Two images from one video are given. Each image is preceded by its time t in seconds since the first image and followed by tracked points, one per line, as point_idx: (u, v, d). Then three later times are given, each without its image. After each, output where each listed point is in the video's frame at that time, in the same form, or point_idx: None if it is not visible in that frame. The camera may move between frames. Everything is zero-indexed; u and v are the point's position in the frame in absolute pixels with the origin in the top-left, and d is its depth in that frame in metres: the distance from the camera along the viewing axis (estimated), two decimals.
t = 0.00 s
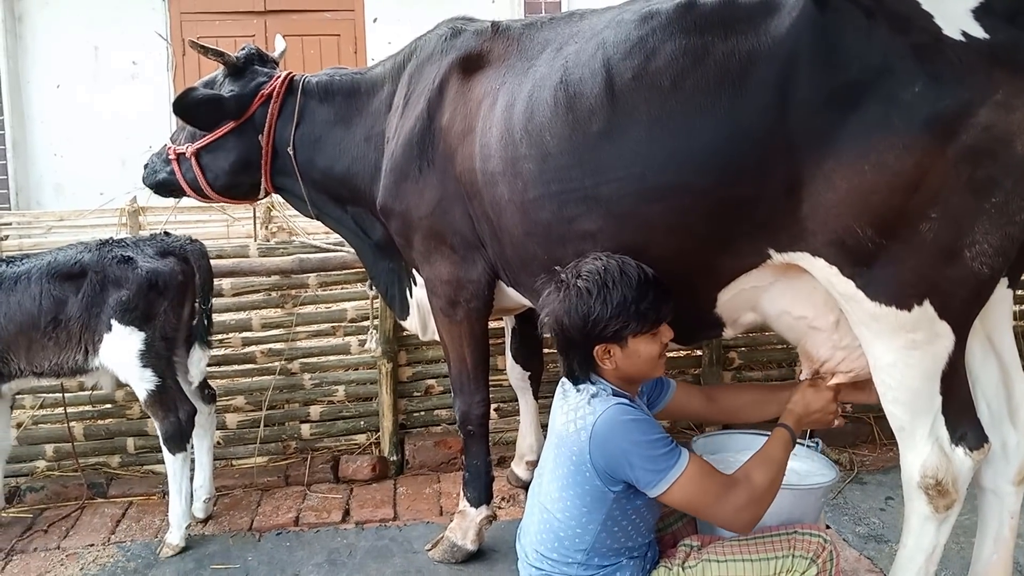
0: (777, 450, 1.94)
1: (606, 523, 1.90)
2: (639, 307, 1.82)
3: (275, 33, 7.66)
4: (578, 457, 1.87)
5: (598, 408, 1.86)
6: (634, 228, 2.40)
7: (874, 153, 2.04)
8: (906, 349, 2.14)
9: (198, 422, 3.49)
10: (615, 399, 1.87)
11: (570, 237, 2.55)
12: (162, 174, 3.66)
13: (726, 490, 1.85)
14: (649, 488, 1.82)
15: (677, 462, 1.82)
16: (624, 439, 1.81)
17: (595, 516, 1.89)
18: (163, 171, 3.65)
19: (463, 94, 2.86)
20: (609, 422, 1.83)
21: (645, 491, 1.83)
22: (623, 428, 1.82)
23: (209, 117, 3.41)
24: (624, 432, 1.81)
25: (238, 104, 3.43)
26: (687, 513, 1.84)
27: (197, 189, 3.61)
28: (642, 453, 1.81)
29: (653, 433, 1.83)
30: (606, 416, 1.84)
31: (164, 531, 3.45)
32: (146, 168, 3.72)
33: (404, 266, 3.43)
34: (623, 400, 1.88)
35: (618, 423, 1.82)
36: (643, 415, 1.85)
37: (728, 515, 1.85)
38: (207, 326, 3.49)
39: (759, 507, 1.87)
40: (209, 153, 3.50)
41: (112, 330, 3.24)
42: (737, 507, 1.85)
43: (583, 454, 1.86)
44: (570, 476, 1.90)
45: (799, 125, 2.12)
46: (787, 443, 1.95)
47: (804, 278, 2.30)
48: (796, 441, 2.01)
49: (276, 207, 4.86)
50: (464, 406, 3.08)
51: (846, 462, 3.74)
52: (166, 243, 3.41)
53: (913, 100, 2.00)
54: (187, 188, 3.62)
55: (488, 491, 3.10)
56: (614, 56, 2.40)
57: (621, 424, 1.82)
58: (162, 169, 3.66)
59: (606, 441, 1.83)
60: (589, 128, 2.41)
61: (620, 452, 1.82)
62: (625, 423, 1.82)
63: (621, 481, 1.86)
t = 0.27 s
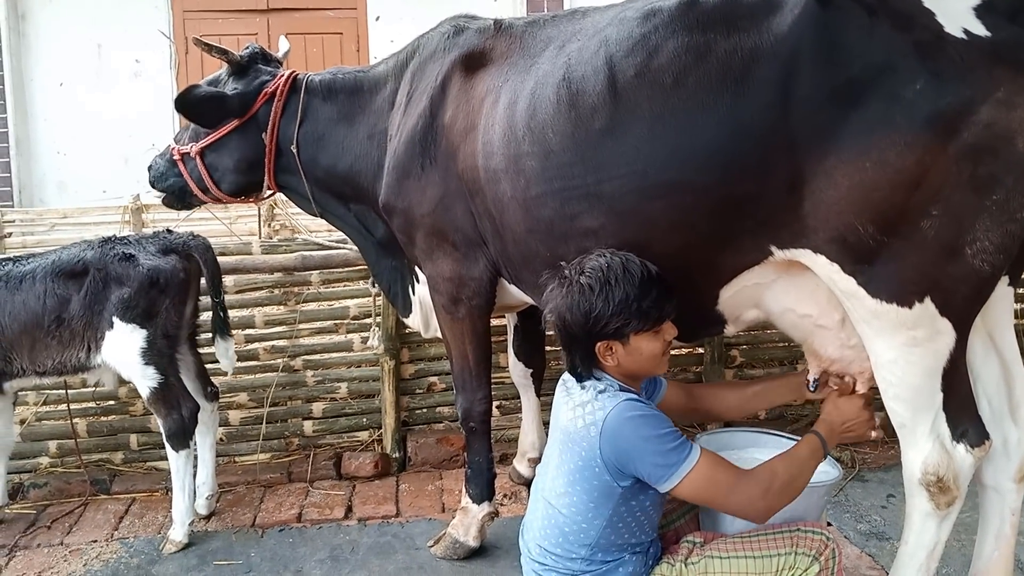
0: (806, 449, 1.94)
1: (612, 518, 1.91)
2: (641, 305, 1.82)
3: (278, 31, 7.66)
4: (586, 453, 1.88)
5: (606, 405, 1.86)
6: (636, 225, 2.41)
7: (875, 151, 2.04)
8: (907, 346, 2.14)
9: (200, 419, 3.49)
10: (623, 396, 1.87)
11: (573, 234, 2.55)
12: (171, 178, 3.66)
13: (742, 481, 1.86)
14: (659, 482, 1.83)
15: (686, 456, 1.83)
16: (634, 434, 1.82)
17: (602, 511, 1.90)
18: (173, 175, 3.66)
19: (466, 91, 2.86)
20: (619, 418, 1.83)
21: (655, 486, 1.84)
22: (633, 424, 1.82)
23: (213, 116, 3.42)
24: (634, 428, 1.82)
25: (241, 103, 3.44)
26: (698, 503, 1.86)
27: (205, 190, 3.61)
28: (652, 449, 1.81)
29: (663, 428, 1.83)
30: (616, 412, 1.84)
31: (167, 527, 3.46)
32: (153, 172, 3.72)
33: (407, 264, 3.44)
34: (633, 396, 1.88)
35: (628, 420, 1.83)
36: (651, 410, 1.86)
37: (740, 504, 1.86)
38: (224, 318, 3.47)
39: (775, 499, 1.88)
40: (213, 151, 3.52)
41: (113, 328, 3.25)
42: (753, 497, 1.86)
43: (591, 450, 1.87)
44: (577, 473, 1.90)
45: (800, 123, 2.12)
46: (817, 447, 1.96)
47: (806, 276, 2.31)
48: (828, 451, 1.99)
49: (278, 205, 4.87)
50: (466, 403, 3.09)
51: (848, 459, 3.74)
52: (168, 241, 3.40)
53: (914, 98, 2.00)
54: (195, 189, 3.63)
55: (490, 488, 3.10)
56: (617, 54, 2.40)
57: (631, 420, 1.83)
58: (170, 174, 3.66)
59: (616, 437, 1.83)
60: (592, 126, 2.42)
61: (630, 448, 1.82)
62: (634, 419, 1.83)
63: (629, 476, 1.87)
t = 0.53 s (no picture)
0: (810, 426, 1.96)
1: (619, 513, 1.91)
2: (635, 302, 1.82)
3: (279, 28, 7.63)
4: (594, 451, 1.87)
5: (614, 402, 1.86)
6: (636, 222, 2.41)
7: (876, 148, 2.04)
8: (907, 344, 2.14)
9: (199, 416, 3.49)
10: (631, 394, 1.87)
11: (574, 232, 2.55)
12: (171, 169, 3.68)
13: (753, 462, 1.87)
14: (669, 473, 1.84)
15: (696, 447, 1.84)
16: (643, 430, 1.82)
17: (609, 507, 1.90)
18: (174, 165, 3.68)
19: (468, 88, 2.86)
20: (627, 415, 1.83)
21: (665, 478, 1.85)
22: (642, 420, 1.82)
23: (213, 113, 3.42)
24: (643, 424, 1.82)
25: (241, 99, 3.44)
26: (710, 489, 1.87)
27: (202, 184, 3.62)
28: (662, 444, 1.82)
29: (672, 423, 1.84)
30: (624, 409, 1.84)
31: (168, 524, 3.47)
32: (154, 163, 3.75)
33: (408, 261, 3.44)
34: (638, 393, 1.88)
35: (637, 416, 1.83)
36: (657, 405, 1.86)
37: (752, 486, 1.86)
38: (211, 325, 3.53)
39: (786, 479, 1.89)
40: (213, 147, 3.52)
41: (111, 324, 3.25)
42: (765, 478, 1.87)
43: (599, 448, 1.86)
44: (584, 470, 1.89)
45: (801, 120, 2.12)
46: (821, 418, 2.00)
47: (806, 273, 2.31)
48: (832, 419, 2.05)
49: (280, 202, 4.87)
50: (467, 400, 3.09)
51: (848, 458, 3.74)
52: (166, 240, 3.42)
53: (915, 95, 2.00)
54: (192, 182, 3.63)
55: (491, 485, 3.11)
56: (618, 51, 2.40)
57: (640, 417, 1.82)
58: (171, 164, 3.70)
59: (625, 434, 1.83)
60: (593, 123, 2.42)
61: (640, 444, 1.82)
62: (643, 416, 1.82)
63: (637, 471, 1.87)
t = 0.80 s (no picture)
0: (783, 441, 1.96)
1: (615, 511, 1.92)
2: (632, 298, 1.83)
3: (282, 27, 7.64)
4: (587, 447, 1.89)
5: (607, 398, 1.87)
6: (638, 221, 2.42)
7: (877, 147, 2.05)
8: (907, 343, 2.15)
9: (201, 416, 3.52)
10: (623, 389, 1.89)
11: (575, 231, 2.56)
12: (173, 168, 3.69)
13: (734, 480, 1.86)
14: (658, 475, 1.84)
15: (685, 450, 1.84)
16: (634, 428, 1.83)
17: (604, 505, 1.91)
18: (175, 166, 3.68)
19: (470, 87, 2.87)
20: (619, 412, 1.85)
21: (655, 479, 1.85)
22: (633, 418, 1.83)
23: (217, 113, 3.44)
24: (634, 422, 1.83)
25: (244, 99, 3.45)
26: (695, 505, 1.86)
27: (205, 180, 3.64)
28: (652, 443, 1.82)
29: (663, 422, 1.84)
30: (616, 406, 1.85)
31: (171, 521, 3.48)
32: (155, 161, 3.74)
33: (410, 260, 3.45)
34: (632, 389, 1.89)
35: (628, 414, 1.84)
36: (650, 404, 1.87)
37: (735, 504, 1.87)
38: (199, 325, 3.47)
39: (766, 498, 1.89)
40: (217, 146, 3.54)
41: (112, 323, 3.26)
42: (745, 497, 1.87)
43: (593, 444, 1.88)
44: (578, 467, 1.91)
45: (801, 120, 2.13)
46: (791, 433, 1.98)
47: (807, 272, 2.32)
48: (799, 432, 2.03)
49: (282, 201, 4.88)
50: (469, 398, 3.10)
51: (849, 456, 3.76)
52: (166, 238, 3.43)
53: (916, 95, 2.01)
54: (193, 177, 3.64)
55: (492, 483, 3.12)
56: (621, 51, 2.41)
57: (631, 414, 1.84)
58: (172, 163, 3.69)
59: (616, 431, 1.84)
60: (595, 123, 2.43)
61: (630, 442, 1.83)
62: (634, 413, 1.84)
63: (630, 470, 1.88)
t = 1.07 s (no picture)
0: (799, 450, 1.95)
1: (617, 513, 1.92)
2: (631, 299, 1.83)
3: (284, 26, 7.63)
4: (589, 448, 1.88)
5: (610, 400, 1.87)
6: (641, 222, 2.41)
7: (880, 148, 2.05)
8: (910, 343, 2.15)
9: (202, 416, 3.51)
10: (626, 391, 1.88)
11: (578, 231, 2.56)
12: (180, 175, 3.68)
13: (738, 484, 1.86)
14: (660, 478, 1.83)
15: (688, 452, 1.84)
16: (636, 430, 1.82)
17: (606, 507, 1.91)
18: (180, 169, 3.68)
19: (473, 87, 2.87)
20: (621, 413, 1.84)
21: (657, 482, 1.84)
22: (635, 420, 1.83)
23: (220, 114, 3.45)
24: (636, 424, 1.83)
25: (247, 99, 3.46)
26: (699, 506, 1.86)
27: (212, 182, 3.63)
28: (654, 445, 1.82)
29: (665, 424, 1.84)
30: (619, 407, 1.85)
31: (173, 521, 3.48)
32: (160, 167, 3.73)
33: (413, 259, 3.46)
34: (636, 392, 1.89)
35: (630, 415, 1.83)
36: (653, 406, 1.86)
37: (739, 507, 1.86)
38: (213, 324, 3.52)
39: (772, 502, 1.89)
40: (222, 146, 3.54)
41: (112, 323, 3.27)
42: (751, 500, 1.86)
43: (594, 445, 1.87)
44: (580, 468, 1.91)
45: (805, 120, 2.13)
46: (808, 449, 1.96)
47: (810, 273, 2.32)
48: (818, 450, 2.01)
49: (285, 201, 4.88)
50: (471, 398, 3.10)
51: (852, 457, 3.75)
52: (166, 238, 3.44)
53: (920, 95, 2.01)
54: (198, 175, 3.63)
55: (495, 483, 3.11)
56: (624, 50, 2.40)
57: (633, 416, 1.83)
58: (178, 171, 3.69)
59: (619, 432, 1.84)
60: (598, 122, 2.42)
61: (633, 444, 1.83)
62: (637, 415, 1.83)
63: (632, 472, 1.87)
